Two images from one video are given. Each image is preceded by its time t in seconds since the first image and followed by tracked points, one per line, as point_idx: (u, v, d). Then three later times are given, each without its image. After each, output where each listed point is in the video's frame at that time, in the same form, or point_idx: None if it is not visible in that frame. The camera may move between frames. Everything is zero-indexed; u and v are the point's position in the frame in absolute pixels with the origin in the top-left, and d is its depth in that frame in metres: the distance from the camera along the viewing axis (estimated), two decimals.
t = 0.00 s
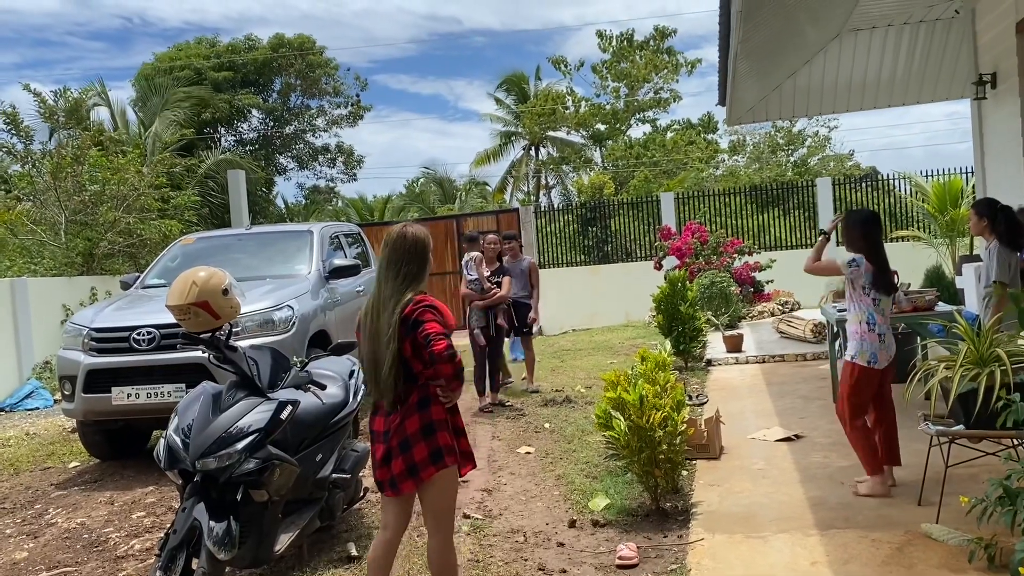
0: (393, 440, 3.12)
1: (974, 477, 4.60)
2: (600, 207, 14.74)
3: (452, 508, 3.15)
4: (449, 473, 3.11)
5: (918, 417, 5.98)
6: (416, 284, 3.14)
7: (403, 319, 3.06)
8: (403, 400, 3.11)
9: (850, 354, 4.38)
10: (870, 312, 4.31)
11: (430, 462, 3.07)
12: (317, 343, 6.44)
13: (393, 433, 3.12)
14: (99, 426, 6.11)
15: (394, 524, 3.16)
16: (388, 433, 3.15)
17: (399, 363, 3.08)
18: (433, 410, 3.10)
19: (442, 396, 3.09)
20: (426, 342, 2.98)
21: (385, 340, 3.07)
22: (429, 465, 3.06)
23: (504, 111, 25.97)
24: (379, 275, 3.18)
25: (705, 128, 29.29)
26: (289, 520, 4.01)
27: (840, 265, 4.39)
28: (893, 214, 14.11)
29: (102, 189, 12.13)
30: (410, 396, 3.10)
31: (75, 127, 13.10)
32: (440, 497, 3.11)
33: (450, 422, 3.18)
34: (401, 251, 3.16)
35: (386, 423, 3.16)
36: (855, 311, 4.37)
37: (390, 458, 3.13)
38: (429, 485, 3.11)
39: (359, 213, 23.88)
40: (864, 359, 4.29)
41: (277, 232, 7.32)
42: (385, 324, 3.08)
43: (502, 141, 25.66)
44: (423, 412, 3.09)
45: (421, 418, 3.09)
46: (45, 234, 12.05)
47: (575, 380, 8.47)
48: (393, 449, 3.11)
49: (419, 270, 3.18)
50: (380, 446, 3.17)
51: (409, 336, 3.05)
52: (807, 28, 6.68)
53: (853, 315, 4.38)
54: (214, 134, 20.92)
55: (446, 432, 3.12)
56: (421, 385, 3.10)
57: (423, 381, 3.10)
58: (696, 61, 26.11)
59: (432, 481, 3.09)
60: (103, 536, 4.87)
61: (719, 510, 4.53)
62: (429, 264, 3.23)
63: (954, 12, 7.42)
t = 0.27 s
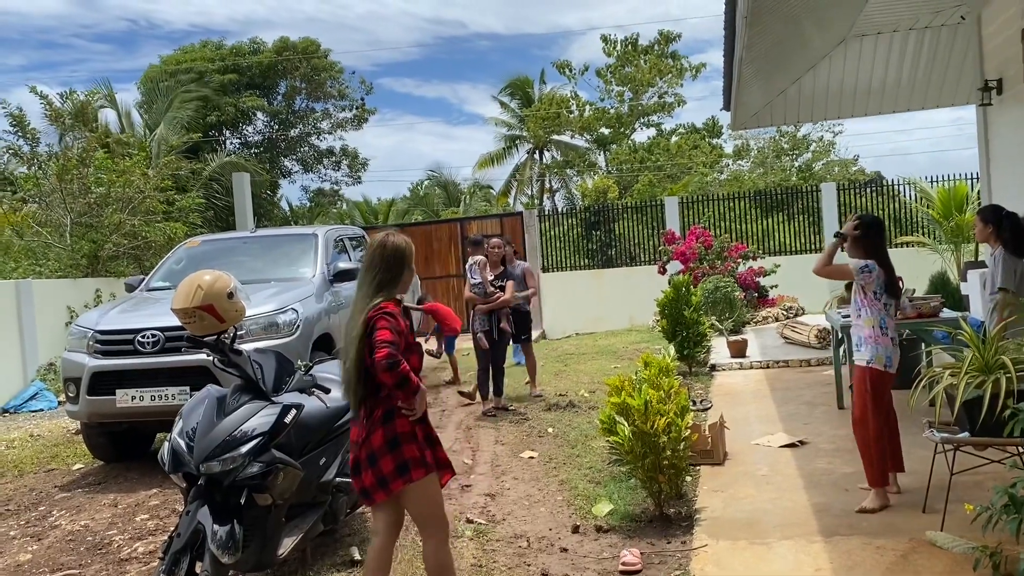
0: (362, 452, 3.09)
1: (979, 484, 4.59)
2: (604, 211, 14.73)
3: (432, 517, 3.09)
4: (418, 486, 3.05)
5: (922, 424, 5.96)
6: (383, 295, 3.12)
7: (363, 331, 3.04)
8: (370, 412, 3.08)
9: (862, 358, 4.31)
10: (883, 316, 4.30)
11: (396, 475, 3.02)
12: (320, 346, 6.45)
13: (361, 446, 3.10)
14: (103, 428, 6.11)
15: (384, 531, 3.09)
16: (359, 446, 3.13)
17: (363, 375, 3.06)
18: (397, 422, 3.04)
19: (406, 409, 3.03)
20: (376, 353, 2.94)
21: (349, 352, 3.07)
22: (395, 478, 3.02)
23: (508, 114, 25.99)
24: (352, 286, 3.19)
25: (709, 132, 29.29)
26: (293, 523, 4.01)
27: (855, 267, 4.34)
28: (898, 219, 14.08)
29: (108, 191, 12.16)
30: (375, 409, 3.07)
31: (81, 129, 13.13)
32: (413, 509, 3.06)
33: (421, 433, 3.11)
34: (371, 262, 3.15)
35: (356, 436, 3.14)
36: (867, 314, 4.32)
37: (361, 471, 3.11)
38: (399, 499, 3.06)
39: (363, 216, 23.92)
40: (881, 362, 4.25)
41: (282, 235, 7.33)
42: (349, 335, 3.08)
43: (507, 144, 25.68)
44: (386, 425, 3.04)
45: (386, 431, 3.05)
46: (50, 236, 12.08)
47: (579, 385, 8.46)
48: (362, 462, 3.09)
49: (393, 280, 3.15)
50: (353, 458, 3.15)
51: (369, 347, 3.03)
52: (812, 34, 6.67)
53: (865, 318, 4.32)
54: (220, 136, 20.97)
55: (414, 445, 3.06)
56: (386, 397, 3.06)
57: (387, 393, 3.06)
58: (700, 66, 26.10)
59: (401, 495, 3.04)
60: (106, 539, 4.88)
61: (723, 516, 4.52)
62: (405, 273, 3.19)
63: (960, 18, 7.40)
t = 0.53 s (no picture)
0: (348, 453, 3.09)
1: (989, 490, 4.56)
2: (612, 214, 14.71)
3: (420, 517, 3.07)
4: (400, 487, 3.02)
5: (932, 429, 5.93)
6: (369, 296, 3.12)
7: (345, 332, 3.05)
8: (355, 412, 3.08)
9: (874, 363, 4.29)
10: (894, 321, 4.31)
11: (379, 476, 3.01)
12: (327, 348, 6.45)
13: (347, 447, 3.10)
14: (110, 429, 6.12)
15: (378, 532, 3.12)
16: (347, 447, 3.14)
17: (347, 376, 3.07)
18: (380, 422, 3.03)
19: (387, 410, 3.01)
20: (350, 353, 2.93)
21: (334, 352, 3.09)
22: (379, 479, 3.01)
23: (516, 116, 25.99)
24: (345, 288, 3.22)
25: (718, 135, 29.23)
26: (300, 525, 4.00)
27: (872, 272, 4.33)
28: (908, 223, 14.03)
29: (117, 192, 12.20)
30: (359, 409, 3.07)
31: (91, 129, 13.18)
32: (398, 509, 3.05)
33: (404, 435, 3.08)
34: (362, 265, 3.17)
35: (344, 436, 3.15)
36: (879, 320, 4.31)
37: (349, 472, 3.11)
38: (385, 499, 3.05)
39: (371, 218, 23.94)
40: (895, 368, 4.24)
41: (290, 237, 7.34)
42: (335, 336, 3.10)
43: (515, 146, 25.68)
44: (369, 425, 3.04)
45: (369, 431, 3.04)
46: (60, 237, 12.12)
47: (586, 388, 8.44)
48: (348, 463, 3.09)
49: (384, 282, 3.16)
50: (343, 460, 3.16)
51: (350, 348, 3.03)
52: (822, 37, 6.65)
53: (877, 324, 4.31)
54: (228, 138, 21.03)
55: (396, 446, 3.03)
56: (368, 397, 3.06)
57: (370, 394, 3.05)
58: (709, 68, 26.06)
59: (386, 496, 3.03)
60: (113, 539, 4.88)
61: (731, 520, 4.50)
62: (400, 275, 3.21)
63: (971, 21, 7.36)
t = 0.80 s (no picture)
0: (351, 450, 3.12)
1: (1003, 494, 4.53)
2: (622, 215, 14.69)
3: (416, 519, 3.06)
4: (398, 486, 3.02)
5: (945, 432, 5.90)
6: (376, 295, 3.15)
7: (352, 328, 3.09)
8: (359, 409, 3.11)
9: (887, 366, 4.27)
10: (907, 326, 4.30)
11: (378, 473, 3.02)
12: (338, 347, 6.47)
13: (351, 444, 3.13)
14: (123, 427, 6.16)
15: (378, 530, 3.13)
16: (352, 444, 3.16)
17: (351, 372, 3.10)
18: (381, 420, 3.05)
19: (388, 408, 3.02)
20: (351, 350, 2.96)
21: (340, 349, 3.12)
22: (377, 476, 3.02)
23: (527, 117, 26.00)
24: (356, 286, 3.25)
25: (729, 136, 29.16)
26: (311, 525, 4.01)
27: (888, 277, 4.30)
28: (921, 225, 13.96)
29: (130, 191, 12.27)
30: (363, 406, 3.09)
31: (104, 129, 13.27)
32: (396, 507, 3.05)
33: (407, 434, 3.09)
34: (371, 263, 3.19)
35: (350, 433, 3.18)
36: (891, 325, 4.30)
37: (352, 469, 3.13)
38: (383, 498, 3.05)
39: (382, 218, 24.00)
40: (908, 371, 4.23)
41: (302, 237, 7.37)
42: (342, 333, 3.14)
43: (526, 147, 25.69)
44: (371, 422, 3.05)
45: (371, 428, 3.06)
46: (73, 236, 12.21)
47: (596, 389, 8.44)
48: (352, 459, 3.11)
49: (391, 281, 3.17)
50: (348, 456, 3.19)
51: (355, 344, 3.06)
52: (835, 37, 6.61)
53: (889, 329, 4.29)
54: (240, 138, 21.12)
55: (397, 444, 3.04)
56: (372, 395, 3.07)
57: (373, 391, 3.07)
58: (721, 69, 25.99)
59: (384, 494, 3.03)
60: (126, 537, 4.91)
61: (741, 523, 4.49)
62: (405, 275, 3.19)
63: (985, 22, 7.30)
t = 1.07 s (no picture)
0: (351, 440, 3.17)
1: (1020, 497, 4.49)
2: (636, 214, 14.66)
3: (400, 516, 3.04)
4: (383, 481, 3.02)
5: (962, 434, 5.85)
6: (387, 290, 3.16)
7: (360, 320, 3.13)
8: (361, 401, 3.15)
9: (903, 368, 4.24)
10: (922, 328, 4.29)
11: (366, 466, 3.04)
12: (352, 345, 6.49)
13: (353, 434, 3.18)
14: (138, 423, 6.20)
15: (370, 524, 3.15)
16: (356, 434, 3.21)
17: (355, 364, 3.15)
18: (376, 413, 3.06)
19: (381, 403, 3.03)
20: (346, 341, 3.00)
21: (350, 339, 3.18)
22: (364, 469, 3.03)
23: (540, 116, 25.98)
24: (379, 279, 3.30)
25: (743, 135, 29.04)
26: (325, 521, 4.04)
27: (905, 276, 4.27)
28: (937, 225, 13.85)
29: (145, 189, 12.34)
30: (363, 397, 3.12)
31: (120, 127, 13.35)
32: (381, 501, 3.05)
33: (401, 431, 3.08)
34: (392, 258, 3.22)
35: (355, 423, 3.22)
36: (905, 325, 4.28)
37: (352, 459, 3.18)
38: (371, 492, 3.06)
39: (395, 216, 24.05)
40: (924, 373, 4.21)
41: (316, 235, 7.39)
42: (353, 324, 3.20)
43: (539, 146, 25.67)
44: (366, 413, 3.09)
45: (367, 420, 3.08)
46: (89, 233, 12.30)
47: (609, 388, 8.42)
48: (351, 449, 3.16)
49: (403, 279, 3.17)
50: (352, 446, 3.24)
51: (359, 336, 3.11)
52: (850, 36, 6.56)
53: (903, 329, 4.27)
54: (255, 136, 21.22)
55: (386, 440, 3.04)
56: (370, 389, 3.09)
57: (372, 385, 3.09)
58: (735, 68, 25.88)
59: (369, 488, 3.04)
60: (141, 533, 4.94)
61: (755, 523, 4.47)
62: (418, 274, 3.17)
63: (1004, 21, 7.23)
